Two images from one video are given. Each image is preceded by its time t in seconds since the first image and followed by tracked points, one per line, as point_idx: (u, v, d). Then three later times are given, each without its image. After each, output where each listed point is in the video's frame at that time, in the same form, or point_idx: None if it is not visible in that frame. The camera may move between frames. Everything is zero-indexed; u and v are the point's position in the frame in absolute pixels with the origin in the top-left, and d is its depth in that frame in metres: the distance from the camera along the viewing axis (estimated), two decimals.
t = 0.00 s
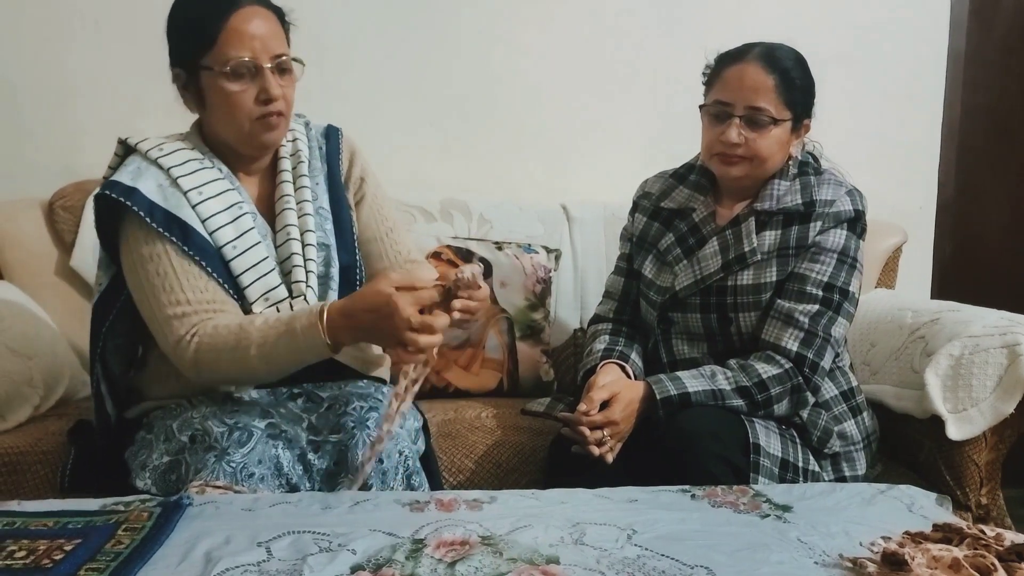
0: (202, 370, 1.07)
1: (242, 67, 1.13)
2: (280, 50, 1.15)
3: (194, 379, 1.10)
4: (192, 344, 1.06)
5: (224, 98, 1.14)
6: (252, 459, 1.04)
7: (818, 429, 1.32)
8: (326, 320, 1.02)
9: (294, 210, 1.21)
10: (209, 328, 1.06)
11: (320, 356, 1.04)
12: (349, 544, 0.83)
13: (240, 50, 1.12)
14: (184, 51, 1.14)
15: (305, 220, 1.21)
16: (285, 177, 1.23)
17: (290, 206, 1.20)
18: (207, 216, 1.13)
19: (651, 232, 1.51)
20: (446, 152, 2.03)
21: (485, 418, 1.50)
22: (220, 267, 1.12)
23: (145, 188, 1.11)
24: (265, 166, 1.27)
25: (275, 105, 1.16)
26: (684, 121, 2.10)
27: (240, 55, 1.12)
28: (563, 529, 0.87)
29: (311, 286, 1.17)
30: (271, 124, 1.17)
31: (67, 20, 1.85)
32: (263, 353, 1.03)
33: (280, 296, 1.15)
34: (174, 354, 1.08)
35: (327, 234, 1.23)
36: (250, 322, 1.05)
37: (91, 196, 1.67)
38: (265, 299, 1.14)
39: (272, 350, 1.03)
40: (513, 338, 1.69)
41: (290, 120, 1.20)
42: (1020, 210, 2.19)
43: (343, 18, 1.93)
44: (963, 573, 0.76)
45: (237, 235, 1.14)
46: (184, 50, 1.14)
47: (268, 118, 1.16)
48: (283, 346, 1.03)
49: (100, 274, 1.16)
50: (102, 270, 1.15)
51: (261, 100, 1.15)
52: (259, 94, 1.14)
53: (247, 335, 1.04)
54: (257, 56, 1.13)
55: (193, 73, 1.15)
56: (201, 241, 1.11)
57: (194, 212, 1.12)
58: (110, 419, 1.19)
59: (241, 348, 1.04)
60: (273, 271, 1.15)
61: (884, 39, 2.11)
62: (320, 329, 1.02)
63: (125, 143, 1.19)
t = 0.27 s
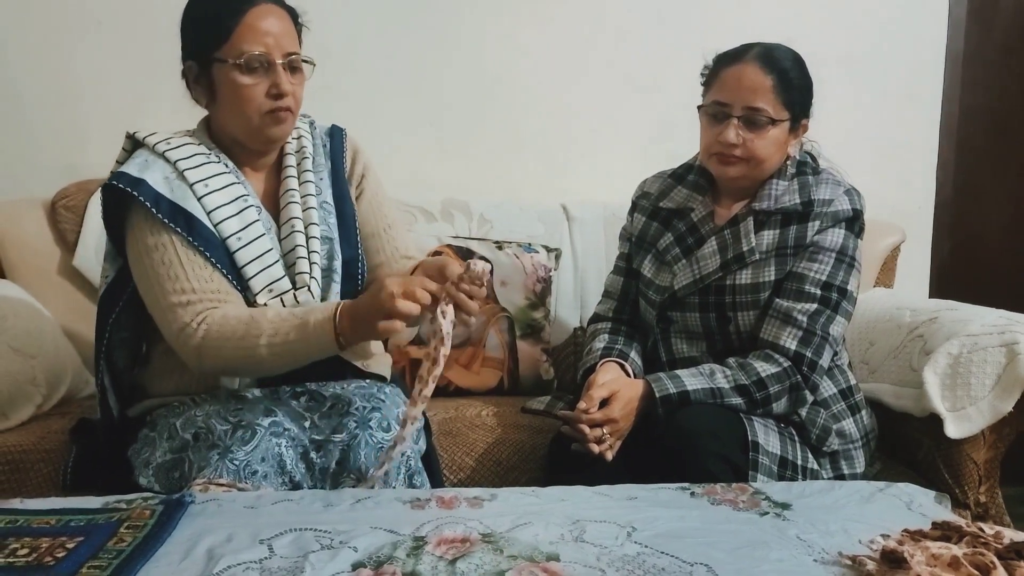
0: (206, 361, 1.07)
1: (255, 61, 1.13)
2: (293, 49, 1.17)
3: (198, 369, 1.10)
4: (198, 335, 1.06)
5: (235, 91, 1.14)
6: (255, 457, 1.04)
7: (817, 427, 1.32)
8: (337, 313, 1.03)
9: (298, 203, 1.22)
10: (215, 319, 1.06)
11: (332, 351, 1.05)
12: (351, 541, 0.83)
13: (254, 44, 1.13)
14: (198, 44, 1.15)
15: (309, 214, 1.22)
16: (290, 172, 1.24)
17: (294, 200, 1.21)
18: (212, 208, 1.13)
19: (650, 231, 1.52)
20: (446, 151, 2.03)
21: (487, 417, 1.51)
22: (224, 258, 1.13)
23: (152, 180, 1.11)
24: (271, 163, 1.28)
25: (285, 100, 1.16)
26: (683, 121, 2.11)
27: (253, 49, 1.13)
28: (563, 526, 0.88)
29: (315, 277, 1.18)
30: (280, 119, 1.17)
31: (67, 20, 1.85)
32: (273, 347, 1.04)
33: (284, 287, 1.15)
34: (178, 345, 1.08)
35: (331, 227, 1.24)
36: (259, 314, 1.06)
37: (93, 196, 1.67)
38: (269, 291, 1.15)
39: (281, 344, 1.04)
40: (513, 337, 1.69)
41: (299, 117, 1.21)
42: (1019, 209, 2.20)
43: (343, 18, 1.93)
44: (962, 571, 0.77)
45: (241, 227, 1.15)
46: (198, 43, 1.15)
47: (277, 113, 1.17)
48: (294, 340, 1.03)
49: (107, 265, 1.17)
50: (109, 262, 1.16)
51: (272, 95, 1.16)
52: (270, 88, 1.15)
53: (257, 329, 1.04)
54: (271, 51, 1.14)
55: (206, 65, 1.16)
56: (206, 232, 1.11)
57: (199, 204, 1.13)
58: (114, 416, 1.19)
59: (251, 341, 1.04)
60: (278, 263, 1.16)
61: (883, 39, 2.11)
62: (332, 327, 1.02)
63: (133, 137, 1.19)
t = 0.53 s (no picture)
0: (204, 348, 1.06)
1: (263, 56, 1.15)
2: (301, 47, 1.18)
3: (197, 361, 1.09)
4: (195, 321, 1.05)
5: (241, 84, 1.15)
6: (256, 456, 1.04)
7: (819, 426, 1.32)
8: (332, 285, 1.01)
9: (299, 199, 1.22)
10: (212, 305, 1.05)
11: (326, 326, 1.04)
12: (352, 541, 0.83)
13: (263, 39, 1.14)
14: (207, 37, 1.16)
15: (310, 210, 1.22)
16: (293, 170, 1.24)
17: (296, 197, 1.21)
18: (212, 200, 1.14)
19: (652, 230, 1.52)
20: (447, 151, 2.03)
21: (488, 417, 1.51)
22: (224, 250, 1.13)
23: (153, 172, 1.12)
24: (275, 161, 1.28)
25: (290, 96, 1.18)
26: (684, 120, 2.11)
27: (262, 43, 1.14)
28: (565, 526, 0.88)
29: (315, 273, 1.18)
30: (284, 114, 1.18)
31: (69, 21, 1.85)
32: (268, 327, 1.03)
33: (284, 280, 1.15)
34: (177, 335, 1.07)
35: (332, 225, 1.25)
36: (253, 297, 1.05)
37: (95, 196, 1.67)
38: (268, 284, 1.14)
39: (276, 324, 1.02)
40: (514, 336, 1.69)
41: (303, 114, 1.22)
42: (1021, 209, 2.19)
43: (345, 18, 1.93)
44: (965, 570, 0.77)
45: (242, 220, 1.15)
46: (206, 37, 1.16)
47: (282, 108, 1.18)
48: (288, 319, 1.02)
49: (109, 260, 1.18)
50: (111, 258, 1.18)
51: (278, 90, 1.17)
52: (277, 83, 1.16)
53: (251, 311, 1.03)
54: (279, 46, 1.15)
55: (214, 59, 1.17)
56: (206, 224, 1.12)
57: (200, 196, 1.13)
58: (115, 413, 1.19)
59: (245, 321, 1.03)
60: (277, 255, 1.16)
61: (884, 38, 2.11)
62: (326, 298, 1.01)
63: (137, 132, 1.20)
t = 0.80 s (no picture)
0: (204, 349, 1.07)
1: (271, 54, 1.15)
2: (308, 47, 1.19)
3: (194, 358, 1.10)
4: (196, 322, 1.06)
5: (248, 80, 1.16)
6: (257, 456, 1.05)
7: (821, 426, 1.32)
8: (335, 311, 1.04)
9: (302, 199, 1.22)
10: (214, 308, 1.06)
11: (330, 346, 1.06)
12: (353, 540, 0.83)
13: (271, 37, 1.15)
14: (214, 34, 1.16)
15: (313, 210, 1.22)
16: (296, 169, 1.24)
17: (299, 196, 1.21)
18: (215, 199, 1.14)
19: (654, 230, 1.52)
20: (448, 150, 2.03)
21: (489, 416, 1.50)
22: (225, 249, 1.13)
23: (157, 170, 1.12)
24: (278, 160, 1.28)
25: (296, 95, 1.18)
26: (685, 120, 2.10)
27: (270, 41, 1.15)
28: (566, 525, 0.87)
29: (316, 273, 1.18)
30: (290, 112, 1.19)
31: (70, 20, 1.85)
32: (272, 338, 1.04)
33: (284, 280, 1.15)
34: (176, 333, 1.08)
35: (334, 224, 1.25)
36: (258, 305, 1.06)
37: (96, 196, 1.67)
38: (269, 284, 1.14)
39: (281, 335, 1.04)
40: (515, 336, 1.69)
41: (308, 114, 1.23)
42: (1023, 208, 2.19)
43: (346, 17, 1.93)
44: (966, 570, 0.76)
45: (244, 219, 1.15)
46: (214, 34, 1.16)
47: (288, 105, 1.18)
48: (294, 332, 1.04)
49: (111, 257, 1.18)
50: (113, 253, 1.18)
51: (284, 88, 1.17)
52: (284, 81, 1.17)
53: (256, 320, 1.04)
54: (287, 44, 1.16)
55: (221, 56, 1.17)
56: (208, 223, 1.12)
57: (203, 195, 1.13)
58: (115, 411, 1.19)
59: (250, 329, 1.04)
60: (278, 256, 1.16)
61: (885, 38, 2.11)
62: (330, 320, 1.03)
63: (142, 130, 1.21)
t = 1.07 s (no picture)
0: (197, 343, 1.05)
1: (278, 54, 1.16)
2: (313, 49, 1.20)
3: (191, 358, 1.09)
4: (190, 315, 1.05)
5: (254, 81, 1.16)
6: (259, 455, 1.04)
7: (822, 427, 1.32)
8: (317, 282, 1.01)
9: (306, 200, 1.22)
10: (208, 301, 1.05)
11: (317, 323, 1.03)
12: (353, 540, 0.83)
13: (278, 38, 1.16)
14: (221, 35, 1.17)
15: (316, 211, 1.22)
16: (300, 170, 1.24)
17: (302, 197, 1.21)
18: (218, 198, 1.14)
19: (655, 230, 1.52)
20: (449, 151, 2.03)
21: (490, 417, 1.51)
22: (227, 247, 1.13)
23: (160, 168, 1.13)
24: (283, 161, 1.28)
25: (301, 96, 1.19)
26: (686, 120, 2.10)
27: (276, 42, 1.16)
28: (567, 526, 0.87)
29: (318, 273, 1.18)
30: (295, 113, 1.19)
31: (72, 21, 1.86)
32: (259, 320, 1.02)
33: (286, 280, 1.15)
34: (173, 331, 1.07)
35: (337, 225, 1.25)
36: (248, 292, 1.05)
37: (98, 196, 1.67)
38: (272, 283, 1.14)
39: (268, 317, 1.02)
40: (516, 336, 1.69)
41: (312, 116, 1.23)
42: None
43: (347, 18, 1.94)
44: (968, 570, 0.76)
45: (246, 219, 1.16)
46: (221, 34, 1.17)
47: (293, 107, 1.19)
48: (279, 309, 1.01)
49: (114, 257, 1.19)
50: (116, 254, 1.18)
51: (290, 89, 1.18)
52: (289, 82, 1.17)
53: (244, 304, 1.03)
54: (294, 46, 1.17)
55: (227, 57, 1.18)
56: (210, 221, 1.12)
57: (206, 194, 1.14)
58: (118, 411, 1.19)
59: (238, 316, 1.03)
60: (280, 255, 1.16)
61: (886, 38, 2.11)
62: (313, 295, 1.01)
63: (146, 132, 1.21)
